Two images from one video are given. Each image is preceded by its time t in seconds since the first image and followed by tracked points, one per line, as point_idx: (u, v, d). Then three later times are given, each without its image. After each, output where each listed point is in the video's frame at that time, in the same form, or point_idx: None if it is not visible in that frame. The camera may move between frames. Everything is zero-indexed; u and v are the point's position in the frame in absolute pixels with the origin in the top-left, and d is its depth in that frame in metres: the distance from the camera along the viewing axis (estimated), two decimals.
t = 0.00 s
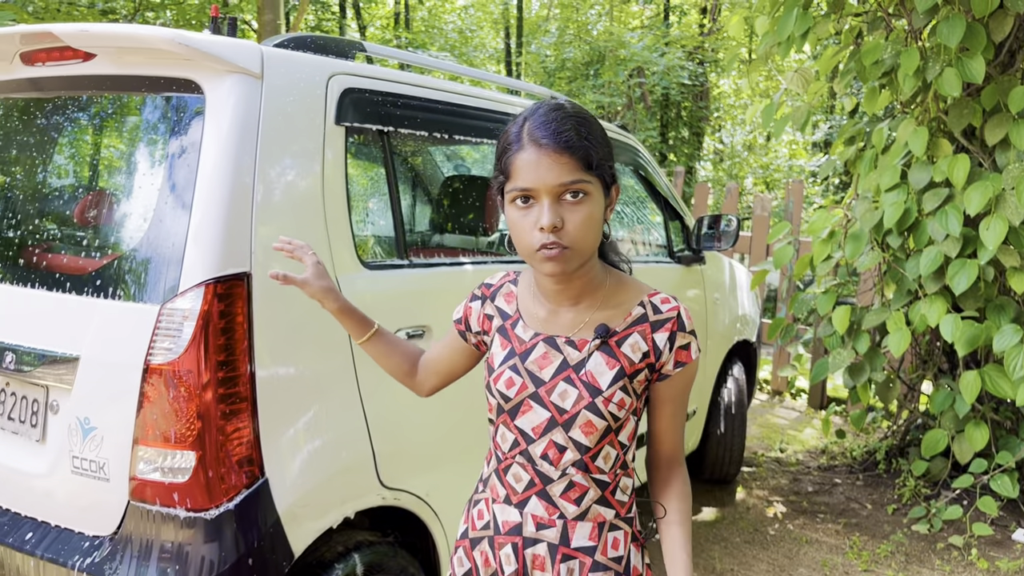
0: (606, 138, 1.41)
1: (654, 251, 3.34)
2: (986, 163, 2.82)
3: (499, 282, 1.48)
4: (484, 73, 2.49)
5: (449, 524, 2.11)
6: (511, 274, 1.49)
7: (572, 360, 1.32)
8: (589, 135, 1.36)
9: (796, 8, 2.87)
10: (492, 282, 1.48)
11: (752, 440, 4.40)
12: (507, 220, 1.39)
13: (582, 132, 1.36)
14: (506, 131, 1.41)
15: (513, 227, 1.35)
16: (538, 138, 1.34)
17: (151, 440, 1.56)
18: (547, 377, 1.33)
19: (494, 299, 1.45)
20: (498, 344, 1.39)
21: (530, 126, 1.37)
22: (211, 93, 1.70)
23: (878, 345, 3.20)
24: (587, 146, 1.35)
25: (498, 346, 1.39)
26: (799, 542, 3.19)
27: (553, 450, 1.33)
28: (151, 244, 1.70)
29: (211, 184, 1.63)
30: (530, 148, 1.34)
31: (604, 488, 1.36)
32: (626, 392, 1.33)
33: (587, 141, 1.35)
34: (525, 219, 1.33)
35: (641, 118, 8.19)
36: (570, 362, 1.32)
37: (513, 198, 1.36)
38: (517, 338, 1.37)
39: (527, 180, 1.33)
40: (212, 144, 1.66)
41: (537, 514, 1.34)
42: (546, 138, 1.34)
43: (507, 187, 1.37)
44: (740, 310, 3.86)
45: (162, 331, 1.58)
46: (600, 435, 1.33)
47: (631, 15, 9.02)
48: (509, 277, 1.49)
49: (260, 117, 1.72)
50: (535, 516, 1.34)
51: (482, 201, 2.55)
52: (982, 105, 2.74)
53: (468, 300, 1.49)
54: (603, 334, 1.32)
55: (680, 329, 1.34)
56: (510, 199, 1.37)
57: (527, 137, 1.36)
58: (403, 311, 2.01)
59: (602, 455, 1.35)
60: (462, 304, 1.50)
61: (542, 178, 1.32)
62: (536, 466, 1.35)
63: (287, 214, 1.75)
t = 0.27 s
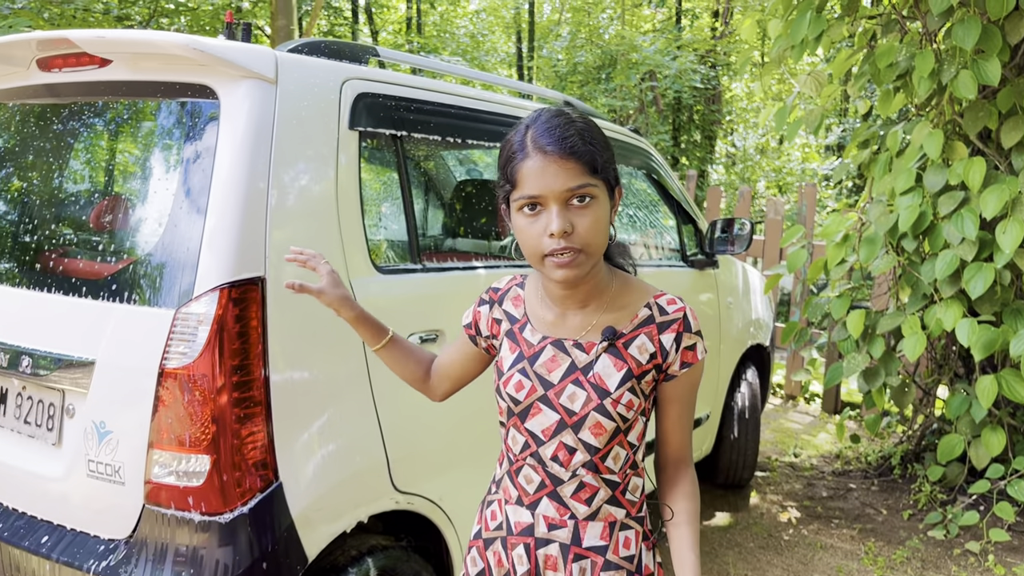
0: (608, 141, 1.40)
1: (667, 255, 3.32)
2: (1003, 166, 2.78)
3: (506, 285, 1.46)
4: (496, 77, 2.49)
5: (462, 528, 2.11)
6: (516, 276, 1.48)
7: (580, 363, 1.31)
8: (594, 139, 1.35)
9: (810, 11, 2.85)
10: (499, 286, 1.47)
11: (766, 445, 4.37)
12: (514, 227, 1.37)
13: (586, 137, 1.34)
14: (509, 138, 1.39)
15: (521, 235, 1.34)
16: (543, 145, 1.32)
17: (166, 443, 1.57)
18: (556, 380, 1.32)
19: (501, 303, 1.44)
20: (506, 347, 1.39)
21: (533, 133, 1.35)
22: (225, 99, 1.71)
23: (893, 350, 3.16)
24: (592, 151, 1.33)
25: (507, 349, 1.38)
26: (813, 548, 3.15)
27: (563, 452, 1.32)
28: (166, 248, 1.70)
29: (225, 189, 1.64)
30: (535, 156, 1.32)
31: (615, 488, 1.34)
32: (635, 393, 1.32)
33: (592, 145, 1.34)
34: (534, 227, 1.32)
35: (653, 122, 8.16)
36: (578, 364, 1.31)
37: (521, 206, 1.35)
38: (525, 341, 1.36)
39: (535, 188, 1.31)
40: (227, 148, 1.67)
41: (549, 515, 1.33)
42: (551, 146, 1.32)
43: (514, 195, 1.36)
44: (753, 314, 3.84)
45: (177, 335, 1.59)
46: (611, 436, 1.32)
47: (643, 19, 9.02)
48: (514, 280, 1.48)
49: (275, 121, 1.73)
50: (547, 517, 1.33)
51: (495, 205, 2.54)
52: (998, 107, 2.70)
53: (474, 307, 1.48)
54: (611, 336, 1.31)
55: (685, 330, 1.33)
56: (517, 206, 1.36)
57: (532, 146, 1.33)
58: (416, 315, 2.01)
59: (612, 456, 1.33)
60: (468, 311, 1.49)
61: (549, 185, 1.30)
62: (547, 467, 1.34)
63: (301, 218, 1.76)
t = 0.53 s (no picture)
0: (615, 153, 1.37)
1: (675, 258, 3.30)
2: (1014, 167, 2.74)
3: (511, 293, 1.45)
4: (504, 80, 2.48)
5: (471, 533, 2.09)
6: (523, 283, 1.47)
7: (586, 369, 1.29)
8: (600, 151, 1.33)
9: (819, 12, 2.83)
10: (504, 295, 1.45)
11: (775, 448, 4.34)
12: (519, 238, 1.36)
13: (593, 150, 1.32)
14: (516, 148, 1.38)
15: (525, 247, 1.33)
16: (548, 158, 1.30)
17: (174, 449, 1.56)
18: (563, 387, 1.30)
19: (507, 311, 1.42)
20: (514, 354, 1.37)
21: (539, 145, 1.33)
22: (233, 103, 1.70)
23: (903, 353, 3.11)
24: (598, 165, 1.31)
25: (514, 356, 1.37)
26: (823, 553, 3.12)
27: (571, 457, 1.30)
28: (174, 253, 1.70)
29: (233, 193, 1.63)
30: (541, 168, 1.30)
31: (624, 492, 1.32)
32: (642, 398, 1.29)
33: (598, 159, 1.32)
34: (538, 239, 1.31)
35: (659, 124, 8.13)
36: (584, 370, 1.29)
37: (525, 217, 1.33)
38: (531, 348, 1.35)
39: (539, 200, 1.30)
40: (235, 153, 1.66)
41: (559, 520, 1.31)
42: (556, 159, 1.30)
43: (519, 206, 1.34)
44: (762, 317, 3.81)
45: (185, 341, 1.58)
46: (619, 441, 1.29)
47: (649, 21, 9.01)
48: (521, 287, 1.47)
49: (283, 126, 1.72)
50: (556, 522, 1.31)
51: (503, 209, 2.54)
52: (1010, 108, 2.66)
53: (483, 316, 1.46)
54: (616, 341, 1.29)
55: (691, 335, 1.30)
56: (522, 217, 1.34)
57: (537, 158, 1.32)
58: (424, 319, 2.00)
59: (620, 460, 1.31)
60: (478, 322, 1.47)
61: (553, 199, 1.29)
62: (556, 473, 1.32)
63: (309, 223, 1.75)
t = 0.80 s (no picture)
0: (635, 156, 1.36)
1: (679, 261, 3.28)
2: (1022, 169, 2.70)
3: (518, 299, 1.43)
4: (509, 82, 2.47)
5: (478, 541, 2.07)
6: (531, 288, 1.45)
7: (598, 373, 1.27)
8: (621, 153, 1.32)
9: (824, 13, 2.81)
10: (512, 300, 1.43)
11: (780, 451, 4.31)
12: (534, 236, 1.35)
13: (613, 151, 1.31)
14: (534, 145, 1.37)
15: (539, 245, 1.31)
16: (568, 156, 1.29)
17: (178, 456, 1.54)
18: (575, 392, 1.28)
19: (516, 317, 1.40)
20: (524, 360, 1.35)
21: (559, 142, 1.32)
22: (237, 105, 1.68)
23: (910, 356, 3.08)
24: (617, 166, 1.30)
25: (523, 361, 1.35)
26: (830, 557, 3.09)
27: (583, 464, 1.28)
28: (178, 257, 1.68)
29: (238, 197, 1.61)
30: (559, 166, 1.29)
31: (637, 500, 1.30)
32: (655, 403, 1.26)
33: (617, 160, 1.31)
34: (553, 237, 1.29)
35: (661, 126, 8.09)
36: (596, 375, 1.27)
37: (541, 215, 1.32)
38: (541, 352, 1.33)
39: (557, 198, 1.28)
40: (239, 156, 1.64)
41: (571, 528, 1.29)
42: (575, 157, 1.29)
43: (535, 203, 1.33)
44: (767, 319, 3.79)
45: (189, 346, 1.56)
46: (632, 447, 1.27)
47: (649, 22, 9.00)
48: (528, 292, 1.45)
49: (287, 128, 1.70)
50: (568, 531, 1.29)
51: (507, 210, 2.53)
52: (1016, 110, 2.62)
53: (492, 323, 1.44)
54: (628, 345, 1.27)
55: (704, 338, 1.28)
56: (538, 215, 1.33)
57: (556, 155, 1.31)
58: (430, 324, 1.98)
59: (633, 467, 1.29)
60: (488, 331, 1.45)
61: (571, 196, 1.27)
62: (567, 480, 1.30)
63: (314, 226, 1.73)
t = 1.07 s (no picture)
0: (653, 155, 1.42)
1: (681, 263, 3.25)
2: None
3: (525, 305, 1.41)
4: (511, 84, 2.46)
5: (480, 551, 2.04)
6: (538, 295, 1.43)
7: (609, 380, 1.25)
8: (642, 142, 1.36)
9: (825, 14, 2.80)
10: (518, 307, 1.42)
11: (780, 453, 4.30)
12: (558, 226, 1.33)
13: (635, 140, 1.36)
14: (557, 139, 1.40)
15: (568, 230, 1.30)
16: (595, 139, 1.33)
17: (177, 465, 1.52)
18: (584, 399, 1.26)
19: (524, 322, 1.38)
20: (532, 365, 1.33)
21: (585, 130, 1.36)
22: (238, 108, 1.66)
23: (912, 358, 3.05)
24: (641, 152, 1.34)
25: (532, 367, 1.32)
26: (833, 561, 3.07)
27: (591, 473, 1.26)
28: (178, 262, 1.66)
29: (239, 201, 1.59)
30: (588, 147, 1.32)
31: (645, 512, 1.28)
32: (667, 412, 1.24)
33: (641, 147, 1.35)
34: (583, 219, 1.29)
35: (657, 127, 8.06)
36: (607, 381, 1.25)
37: (569, 200, 1.32)
38: (550, 358, 1.30)
39: (586, 179, 1.30)
40: (240, 159, 1.62)
41: (575, 540, 1.26)
42: (603, 140, 1.33)
43: (561, 189, 1.33)
44: (768, 321, 3.77)
45: (189, 354, 1.53)
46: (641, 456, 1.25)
47: (645, 24, 8.98)
48: (535, 298, 1.43)
49: (289, 131, 1.68)
50: (573, 542, 1.26)
51: (511, 214, 2.53)
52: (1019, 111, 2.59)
53: (500, 330, 1.41)
54: (641, 351, 1.25)
55: (718, 348, 1.25)
56: (564, 202, 1.32)
57: (584, 139, 1.34)
58: (433, 329, 1.96)
59: (642, 478, 1.26)
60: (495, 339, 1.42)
61: (602, 174, 1.29)
62: (573, 489, 1.27)
63: (316, 231, 1.71)
